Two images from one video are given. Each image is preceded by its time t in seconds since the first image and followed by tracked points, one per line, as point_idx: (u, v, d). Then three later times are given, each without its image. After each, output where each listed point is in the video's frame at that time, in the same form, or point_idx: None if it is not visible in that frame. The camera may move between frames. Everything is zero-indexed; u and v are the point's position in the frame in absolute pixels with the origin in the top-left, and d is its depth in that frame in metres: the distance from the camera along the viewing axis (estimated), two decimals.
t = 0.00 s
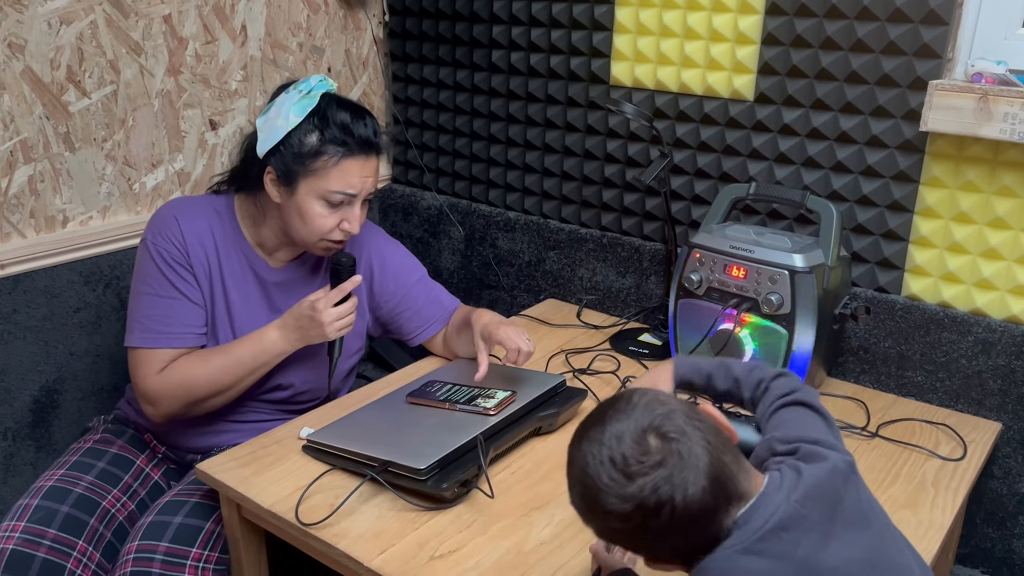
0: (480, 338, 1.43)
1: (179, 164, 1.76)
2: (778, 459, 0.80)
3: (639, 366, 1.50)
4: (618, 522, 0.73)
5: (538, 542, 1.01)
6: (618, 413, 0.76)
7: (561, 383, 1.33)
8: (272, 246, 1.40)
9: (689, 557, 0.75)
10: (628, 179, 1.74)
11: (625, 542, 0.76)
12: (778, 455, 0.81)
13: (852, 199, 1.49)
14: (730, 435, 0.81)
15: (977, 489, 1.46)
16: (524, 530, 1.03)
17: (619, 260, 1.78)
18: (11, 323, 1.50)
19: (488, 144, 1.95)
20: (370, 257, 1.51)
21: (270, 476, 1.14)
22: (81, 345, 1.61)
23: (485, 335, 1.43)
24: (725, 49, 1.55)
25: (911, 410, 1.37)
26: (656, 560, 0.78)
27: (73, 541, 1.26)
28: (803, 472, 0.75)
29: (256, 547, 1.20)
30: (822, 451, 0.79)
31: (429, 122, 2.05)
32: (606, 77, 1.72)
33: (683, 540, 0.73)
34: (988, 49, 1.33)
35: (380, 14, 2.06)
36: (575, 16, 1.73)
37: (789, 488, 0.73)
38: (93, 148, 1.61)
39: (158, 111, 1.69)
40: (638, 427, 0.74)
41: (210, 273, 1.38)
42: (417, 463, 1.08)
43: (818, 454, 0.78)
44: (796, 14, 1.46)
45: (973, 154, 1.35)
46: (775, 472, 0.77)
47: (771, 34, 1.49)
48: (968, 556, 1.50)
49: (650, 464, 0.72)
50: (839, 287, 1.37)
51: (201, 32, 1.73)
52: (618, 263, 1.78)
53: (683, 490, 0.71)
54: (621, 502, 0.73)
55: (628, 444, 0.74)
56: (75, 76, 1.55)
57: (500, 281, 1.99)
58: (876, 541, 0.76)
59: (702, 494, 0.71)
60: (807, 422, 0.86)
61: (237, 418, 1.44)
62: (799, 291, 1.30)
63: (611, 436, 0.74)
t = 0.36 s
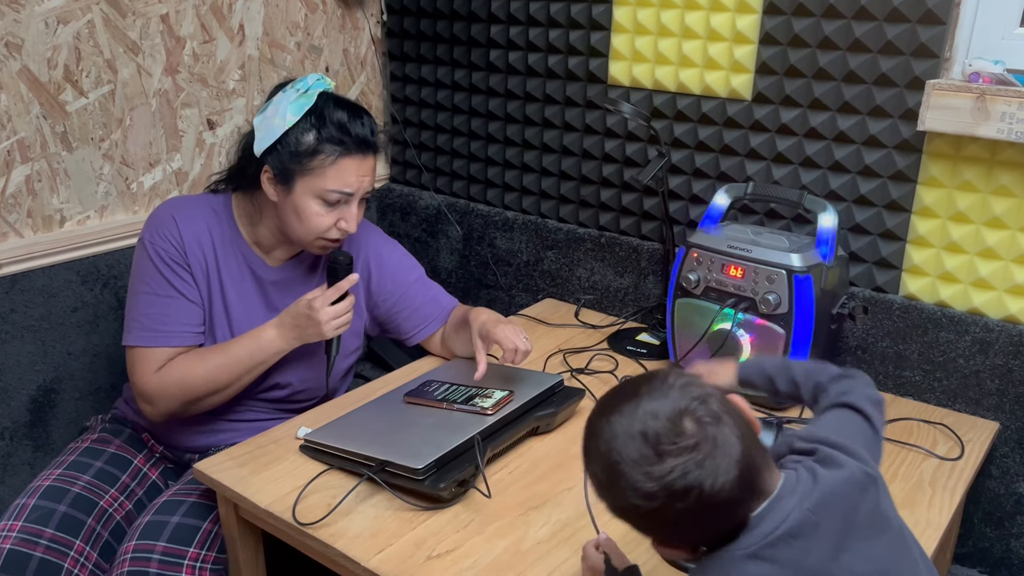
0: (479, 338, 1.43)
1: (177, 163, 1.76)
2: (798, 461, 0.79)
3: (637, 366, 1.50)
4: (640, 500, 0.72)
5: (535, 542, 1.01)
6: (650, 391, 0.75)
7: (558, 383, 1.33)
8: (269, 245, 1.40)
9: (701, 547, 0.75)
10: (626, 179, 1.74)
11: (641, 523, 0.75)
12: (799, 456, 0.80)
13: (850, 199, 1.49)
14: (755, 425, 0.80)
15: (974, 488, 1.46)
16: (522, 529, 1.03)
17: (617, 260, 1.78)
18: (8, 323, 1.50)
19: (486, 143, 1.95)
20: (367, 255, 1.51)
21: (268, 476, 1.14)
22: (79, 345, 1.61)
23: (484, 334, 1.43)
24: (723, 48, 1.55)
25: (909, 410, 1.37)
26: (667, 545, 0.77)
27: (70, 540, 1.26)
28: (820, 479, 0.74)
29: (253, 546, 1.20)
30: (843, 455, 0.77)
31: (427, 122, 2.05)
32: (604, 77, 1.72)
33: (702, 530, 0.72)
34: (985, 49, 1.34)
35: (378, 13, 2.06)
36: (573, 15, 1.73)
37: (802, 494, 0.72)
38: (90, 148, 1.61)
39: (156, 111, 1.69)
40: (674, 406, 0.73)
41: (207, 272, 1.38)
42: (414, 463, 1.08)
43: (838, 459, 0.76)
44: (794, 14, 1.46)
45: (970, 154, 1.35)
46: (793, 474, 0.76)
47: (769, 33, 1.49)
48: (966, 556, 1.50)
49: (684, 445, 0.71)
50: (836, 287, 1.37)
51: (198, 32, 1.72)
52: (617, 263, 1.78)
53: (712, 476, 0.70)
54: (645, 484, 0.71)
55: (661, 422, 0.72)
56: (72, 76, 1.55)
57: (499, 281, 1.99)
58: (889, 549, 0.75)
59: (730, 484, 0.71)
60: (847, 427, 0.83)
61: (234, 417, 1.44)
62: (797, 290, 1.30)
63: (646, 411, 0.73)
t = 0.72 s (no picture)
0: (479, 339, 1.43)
1: (175, 163, 1.76)
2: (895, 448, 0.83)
3: (634, 365, 1.50)
4: (802, 429, 0.73)
5: (533, 541, 1.01)
6: (854, 330, 0.75)
7: (556, 382, 1.33)
8: (267, 244, 1.40)
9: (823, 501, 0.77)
10: (625, 178, 1.74)
11: (775, 451, 0.75)
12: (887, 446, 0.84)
13: (848, 198, 1.49)
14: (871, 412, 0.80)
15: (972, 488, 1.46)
16: (519, 529, 1.03)
17: (615, 259, 1.78)
18: (6, 323, 1.50)
19: (485, 143, 1.95)
20: (365, 254, 1.51)
21: (266, 475, 1.14)
22: (77, 345, 1.61)
23: (484, 334, 1.43)
24: (721, 48, 1.55)
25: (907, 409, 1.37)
26: (778, 484, 0.79)
27: (67, 540, 1.26)
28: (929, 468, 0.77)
29: (251, 546, 1.20)
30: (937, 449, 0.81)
31: (426, 121, 2.04)
32: (602, 76, 1.72)
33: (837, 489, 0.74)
34: (982, 48, 1.34)
35: (377, 12, 2.06)
36: (571, 15, 1.72)
37: (921, 481, 0.76)
38: (88, 147, 1.60)
39: (154, 110, 1.69)
40: (878, 354, 0.73)
41: (204, 271, 1.38)
42: (412, 463, 1.08)
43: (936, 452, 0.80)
44: (792, 14, 1.46)
45: (968, 153, 1.35)
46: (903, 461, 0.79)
47: (767, 33, 1.49)
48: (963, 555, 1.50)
49: (877, 391, 0.73)
50: (834, 286, 1.37)
51: (196, 31, 1.72)
52: (615, 263, 1.78)
53: (886, 438, 0.73)
54: (823, 416, 0.72)
55: (867, 360, 0.73)
56: (70, 75, 1.55)
57: (497, 281, 1.99)
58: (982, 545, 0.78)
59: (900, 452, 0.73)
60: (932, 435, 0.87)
61: (232, 416, 1.44)
62: (795, 289, 1.30)
63: (850, 346, 0.74)
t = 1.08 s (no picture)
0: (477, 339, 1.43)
1: (173, 163, 1.76)
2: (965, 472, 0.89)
3: (633, 365, 1.50)
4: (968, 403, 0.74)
5: (531, 541, 1.01)
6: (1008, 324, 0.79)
7: (555, 382, 1.33)
8: (265, 243, 1.40)
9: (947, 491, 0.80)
10: (623, 178, 1.74)
11: (933, 427, 0.76)
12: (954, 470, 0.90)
13: (847, 198, 1.49)
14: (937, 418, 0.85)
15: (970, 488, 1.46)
16: (518, 529, 1.03)
17: (614, 259, 1.78)
18: (4, 323, 1.50)
19: (483, 143, 1.95)
20: (363, 254, 1.51)
21: (264, 475, 1.14)
22: (75, 345, 1.61)
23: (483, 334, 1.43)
24: (720, 47, 1.55)
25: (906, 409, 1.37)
26: (925, 459, 0.78)
27: (65, 540, 1.25)
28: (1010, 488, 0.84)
29: (250, 546, 1.20)
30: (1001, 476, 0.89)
31: (424, 121, 2.04)
32: (601, 76, 1.71)
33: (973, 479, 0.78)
34: (981, 48, 1.33)
35: (375, 12, 2.06)
36: (570, 14, 1.72)
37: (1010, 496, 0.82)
38: (86, 147, 1.60)
39: (152, 110, 1.69)
40: None
41: (203, 269, 1.38)
42: (410, 463, 1.08)
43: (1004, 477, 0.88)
44: (790, 13, 1.46)
45: (967, 153, 1.35)
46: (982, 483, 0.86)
47: (765, 32, 1.49)
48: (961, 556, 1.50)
49: None
50: (833, 286, 1.37)
51: (195, 31, 1.72)
52: (614, 262, 1.78)
53: None
54: (993, 389, 0.74)
55: None
56: (68, 75, 1.54)
57: (496, 281, 1.99)
58: None
59: None
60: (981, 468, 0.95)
61: (230, 415, 1.44)
62: (794, 289, 1.29)
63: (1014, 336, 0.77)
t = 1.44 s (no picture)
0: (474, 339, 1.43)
1: (171, 163, 1.75)
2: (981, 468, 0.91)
3: (632, 366, 1.50)
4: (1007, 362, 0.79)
5: (529, 542, 1.01)
6: None
7: (554, 382, 1.33)
8: (263, 243, 1.40)
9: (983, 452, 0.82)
10: (622, 178, 1.74)
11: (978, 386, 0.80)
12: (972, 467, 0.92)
13: (845, 198, 1.49)
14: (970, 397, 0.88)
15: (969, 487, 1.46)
16: (516, 529, 1.03)
17: (613, 260, 1.78)
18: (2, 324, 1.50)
19: (482, 143, 1.95)
20: (362, 254, 1.51)
21: (263, 476, 1.14)
22: (73, 346, 1.61)
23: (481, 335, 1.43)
24: (719, 48, 1.55)
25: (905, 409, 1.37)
26: (969, 416, 0.80)
27: (63, 541, 1.25)
28: None
29: (248, 546, 1.20)
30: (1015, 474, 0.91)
31: (423, 121, 2.04)
32: (599, 77, 1.71)
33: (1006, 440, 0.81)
34: (979, 48, 1.33)
35: (374, 13, 2.06)
36: (568, 15, 1.72)
37: None
38: (84, 148, 1.60)
39: (150, 111, 1.69)
40: None
41: (201, 269, 1.37)
42: (408, 463, 1.08)
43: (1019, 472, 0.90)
44: (788, 14, 1.46)
45: (965, 153, 1.35)
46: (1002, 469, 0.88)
47: (763, 33, 1.49)
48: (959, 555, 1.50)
49: None
50: (831, 287, 1.37)
51: (193, 32, 1.72)
52: (612, 263, 1.78)
53: None
54: None
55: None
56: (66, 76, 1.54)
57: (494, 281, 1.99)
58: None
59: None
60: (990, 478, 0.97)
61: (228, 416, 1.44)
62: (792, 290, 1.30)
63: None
